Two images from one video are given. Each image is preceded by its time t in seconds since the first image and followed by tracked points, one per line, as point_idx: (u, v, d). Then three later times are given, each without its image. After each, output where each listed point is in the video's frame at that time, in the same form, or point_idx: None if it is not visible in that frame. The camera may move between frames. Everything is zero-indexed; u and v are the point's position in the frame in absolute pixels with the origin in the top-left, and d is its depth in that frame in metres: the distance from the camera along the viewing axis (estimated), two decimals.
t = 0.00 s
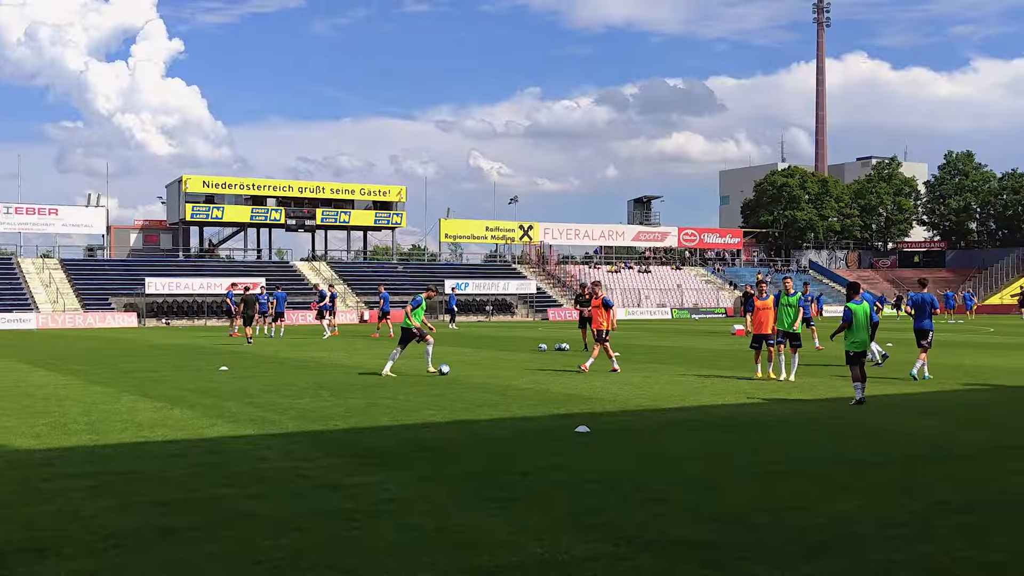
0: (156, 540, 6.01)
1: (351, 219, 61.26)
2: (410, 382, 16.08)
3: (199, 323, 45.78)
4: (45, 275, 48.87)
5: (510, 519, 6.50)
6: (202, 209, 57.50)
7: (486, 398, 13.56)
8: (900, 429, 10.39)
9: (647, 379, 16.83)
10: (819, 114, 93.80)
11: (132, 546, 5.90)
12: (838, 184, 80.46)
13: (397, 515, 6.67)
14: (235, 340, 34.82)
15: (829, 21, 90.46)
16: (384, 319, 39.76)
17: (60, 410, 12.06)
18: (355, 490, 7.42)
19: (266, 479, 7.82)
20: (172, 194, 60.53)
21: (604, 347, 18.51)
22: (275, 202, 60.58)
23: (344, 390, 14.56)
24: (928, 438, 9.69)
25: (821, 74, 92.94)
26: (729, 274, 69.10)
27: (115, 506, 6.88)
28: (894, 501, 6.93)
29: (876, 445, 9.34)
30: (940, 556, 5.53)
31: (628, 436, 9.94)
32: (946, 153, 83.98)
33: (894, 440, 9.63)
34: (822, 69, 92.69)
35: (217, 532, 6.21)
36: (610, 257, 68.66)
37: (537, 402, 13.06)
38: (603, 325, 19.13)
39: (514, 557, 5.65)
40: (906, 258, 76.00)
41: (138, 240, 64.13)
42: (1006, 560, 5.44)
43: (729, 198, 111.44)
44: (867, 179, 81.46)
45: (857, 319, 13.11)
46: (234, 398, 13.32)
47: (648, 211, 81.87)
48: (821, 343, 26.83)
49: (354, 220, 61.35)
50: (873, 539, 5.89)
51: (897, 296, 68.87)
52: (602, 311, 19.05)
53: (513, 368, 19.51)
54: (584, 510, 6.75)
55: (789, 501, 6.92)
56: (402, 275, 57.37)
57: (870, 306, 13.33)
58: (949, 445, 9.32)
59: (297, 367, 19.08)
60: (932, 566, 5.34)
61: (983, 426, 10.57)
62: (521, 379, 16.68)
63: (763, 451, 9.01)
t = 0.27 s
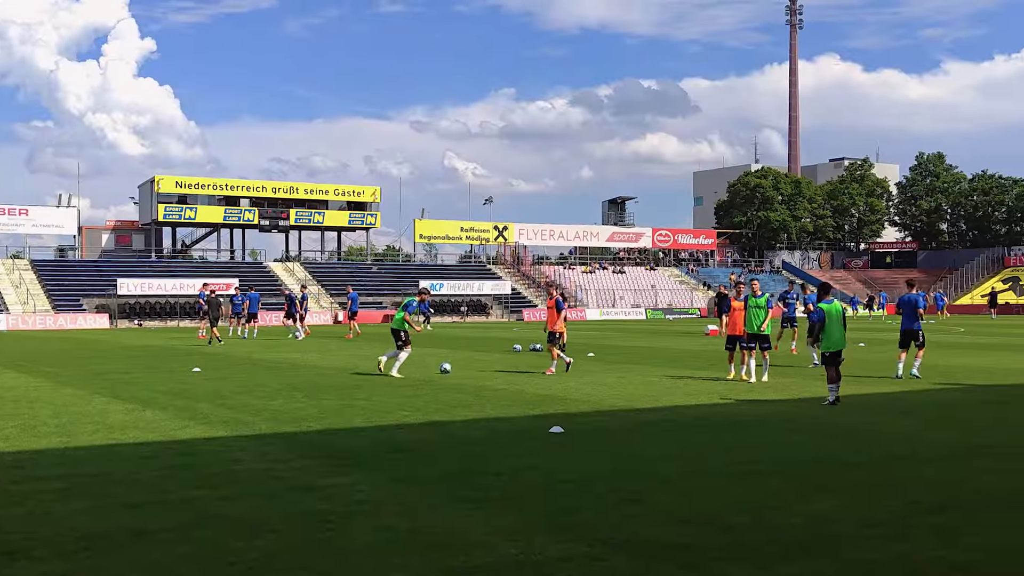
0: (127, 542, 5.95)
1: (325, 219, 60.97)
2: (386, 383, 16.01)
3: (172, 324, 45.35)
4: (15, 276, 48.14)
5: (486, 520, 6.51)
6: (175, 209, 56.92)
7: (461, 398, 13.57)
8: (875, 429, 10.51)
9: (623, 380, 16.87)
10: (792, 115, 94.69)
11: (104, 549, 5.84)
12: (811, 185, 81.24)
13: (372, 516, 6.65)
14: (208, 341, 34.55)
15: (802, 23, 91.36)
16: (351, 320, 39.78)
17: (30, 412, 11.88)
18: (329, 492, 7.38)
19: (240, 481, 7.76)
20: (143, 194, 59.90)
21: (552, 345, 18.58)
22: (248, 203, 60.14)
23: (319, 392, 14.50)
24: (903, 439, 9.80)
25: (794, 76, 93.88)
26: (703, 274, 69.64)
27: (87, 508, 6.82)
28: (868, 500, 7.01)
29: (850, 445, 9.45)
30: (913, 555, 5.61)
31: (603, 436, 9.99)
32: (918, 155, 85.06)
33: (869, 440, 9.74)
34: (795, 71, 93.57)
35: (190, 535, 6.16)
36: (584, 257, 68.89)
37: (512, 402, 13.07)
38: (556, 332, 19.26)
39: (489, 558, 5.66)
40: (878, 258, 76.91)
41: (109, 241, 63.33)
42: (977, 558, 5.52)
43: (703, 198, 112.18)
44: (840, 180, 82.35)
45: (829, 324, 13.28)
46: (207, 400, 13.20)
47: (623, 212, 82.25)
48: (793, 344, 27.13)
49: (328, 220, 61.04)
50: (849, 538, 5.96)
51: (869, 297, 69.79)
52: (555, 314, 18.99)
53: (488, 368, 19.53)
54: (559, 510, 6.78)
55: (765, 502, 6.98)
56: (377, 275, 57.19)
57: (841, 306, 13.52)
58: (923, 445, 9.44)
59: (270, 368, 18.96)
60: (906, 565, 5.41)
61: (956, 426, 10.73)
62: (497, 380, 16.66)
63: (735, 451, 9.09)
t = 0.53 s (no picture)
0: (95, 545, 5.87)
1: (297, 219, 60.57)
2: (358, 383, 15.93)
3: (143, 324, 44.84)
4: None
5: (457, 520, 6.52)
6: (147, 209, 56.31)
7: (435, 398, 13.56)
8: (845, 428, 10.63)
9: (595, 379, 16.94)
10: (764, 116, 95.55)
11: (71, 551, 5.76)
12: (783, 186, 82.00)
13: (344, 517, 6.61)
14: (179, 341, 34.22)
15: (774, 24, 92.21)
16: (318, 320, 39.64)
17: None
18: (300, 493, 7.35)
19: (211, 482, 7.69)
20: (114, 194, 59.22)
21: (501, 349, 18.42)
22: (220, 202, 59.59)
23: (292, 392, 14.41)
24: (872, 438, 9.93)
25: (767, 77, 94.71)
26: (676, 274, 70.08)
27: (54, 511, 6.72)
28: (837, 499, 7.10)
29: (821, 444, 9.56)
30: (879, 552, 5.70)
31: (575, 436, 10.03)
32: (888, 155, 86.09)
33: (839, 439, 9.86)
34: (768, 72, 94.37)
35: (159, 536, 6.10)
36: (558, 257, 69.02)
37: (485, 402, 13.08)
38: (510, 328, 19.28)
39: (460, 558, 5.66)
40: (849, 258, 77.84)
41: (79, 241, 62.51)
42: (944, 555, 5.61)
43: (676, 198, 112.85)
44: (811, 181, 83.18)
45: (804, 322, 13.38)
46: (179, 400, 13.06)
47: (597, 212, 82.53)
48: (765, 344, 27.38)
49: (301, 220, 60.64)
50: (817, 537, 6.04)
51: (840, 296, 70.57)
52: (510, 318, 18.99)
53: (462, 368, 19.50)
54: (531, 509, 6.79)
55: (736, 500, 7.04)
56: (350, 275, 56.89)
57: (820, 306, 13.48)
58: (892, 443, 9.58)
59: (242, 368, 18.83)
60: (874, 563, 5.48)
61: (924, 425, 10.88)
62: (470, 380, 16.66)
63: (706, 450, 9.15)
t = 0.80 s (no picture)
0: (61, 547, 5.81)
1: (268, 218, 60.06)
2: (327, 383, 15.81)
3: (111, 324, 44.25)
4: None
5: (427, 520, 6.52)
6: (115, 208, 55.67)
7: (406, 399, 13.51)
8: (815, 427, 10.75)
9: (566, 380, 16.97)
10: (734, 116, 96.36)
11: (35, 553, 5.68)
12: (753, 186, 82.73)
13: (313, 518, 6.58)
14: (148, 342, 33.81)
15: (744, 26, 92.99)
16: (285, 320, 39.31)
17: None
18: (269, 493, 7.30)
19: (179, 483, 7.62)
20: (82, 192, 58.42)
21: (452, 346, 17.85)
22: (189, 201, 58.96)
23: (262, 392, 14.29)
24: (839, 436, 10.07)
25: (737, 77, 95.51)
26: (646, 274, 70.47)
27: (19, 512, 6.62)
28: (804, 497, 7.20)
29: (790, 443, 9.65)
30: (846, 551, 5.78)
31: (546, 436, 10.05)
32: (856, 156, 87.14)
33: (808, 438, 9.97)
34: (738, 73, 95.16)
35: (126, 538, 6.04)
36: (529, 257, 69.06)
37: (456, 402, 13.08)
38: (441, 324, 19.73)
39: (430, 558, 5.66)
40: (819, 259, 78.71)
41: (45, 240, 61.58)
42: (908, 552, 5.71)
43: (647, 198, 113.47)
44: (781, 181, 83.99)
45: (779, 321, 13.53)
46: (147, 401, 12.92)
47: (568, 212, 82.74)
48: (735, 344, 27.60)
49: (271, 219, 60.13)
50: (784, 535, 6.12)
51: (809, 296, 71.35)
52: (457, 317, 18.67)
53: (432, 369, 19.43)
54: (501, 509, 6.81)
55: (705, 499, 7.11)
56: (321, 275, 56.51)
57: (799, 306, 13.59)
58: (859, 442, 9.71)
59: (212, 369, 18.65)
60: (841, 562, 5.55)
61: (891, 423, 11.04)
62: (440, 380, 16.62)
63: (676, 450, 9.22)
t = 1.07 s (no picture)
0: (25, 549, 5.71)
1: (238, 217, 59.52)
2: (297, 383, 15.70)
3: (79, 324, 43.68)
4: None
5: (397, 520, 6.51)
6: (83, 207, 54.97)
7: (377, 399, 13.46)
8: (784, 426, 10.87)
9: (537, 379, 17.00)
10: (706, 117, 97.07)
11: None
12: (724, 187, 83.40)
13: (282, 519, 6.53)
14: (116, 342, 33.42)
15: (715, 27, 93.65)
16: (254, 320, 38.95)
17: None
18: (239, 494, 7.25)
19: (148, 484, 7.54)
20: (49, 191, 57.57)
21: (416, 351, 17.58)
22: (159, 200, 58.27)
23: (232, 392, 14.16)
24: (809, 436, 10.20)
25: (708, 78, 96.16)
26: (618, 274, 70.78)
27: None
28: (774, 496, 7.28)
29: (760, 443, 9.74)
30: (817, 549, 5.84)
31: (518, 435, 10.06)
32: (826, 158, 88.12)
33: (778, 438, 10.08)
34: (709, 74, 95.89)
35: (92, 538, 5.97)
36: (501, 257, 69.04)
37: (428, 402, 13.05)
38: (409, 291, 20.53)
39: (400, 558, 5.66)
40: (789, 259, 79.58)
41: (11, 239, 60.63)
42: (876, 550, 5.79)
43: (619, 199, 113.96)
44: (752, 182, 84.73)
45: (758, 318, 13.71)
46: (115, 401, 12.75)
47: (540, 212, 82.88)
48: (706, 344, 27.81)
49: (242, 218, 59.59)
50: (754, 534, 6.17)
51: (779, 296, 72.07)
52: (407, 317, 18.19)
53: (402, 368, 19.37)
54: (473, 509, 6.81)
55: (676, 499, 7.15)
56: (292, 274, 56.11)
57: (778, 306, 13.73)
58: (828, 442, 9.82)
59: (182, 369, 18.46)
60: (812, 561, 5.61)
61: (859, 423, 11.19)
62: (411, 379, 16.58)
63: (647, 449, 9.29)
